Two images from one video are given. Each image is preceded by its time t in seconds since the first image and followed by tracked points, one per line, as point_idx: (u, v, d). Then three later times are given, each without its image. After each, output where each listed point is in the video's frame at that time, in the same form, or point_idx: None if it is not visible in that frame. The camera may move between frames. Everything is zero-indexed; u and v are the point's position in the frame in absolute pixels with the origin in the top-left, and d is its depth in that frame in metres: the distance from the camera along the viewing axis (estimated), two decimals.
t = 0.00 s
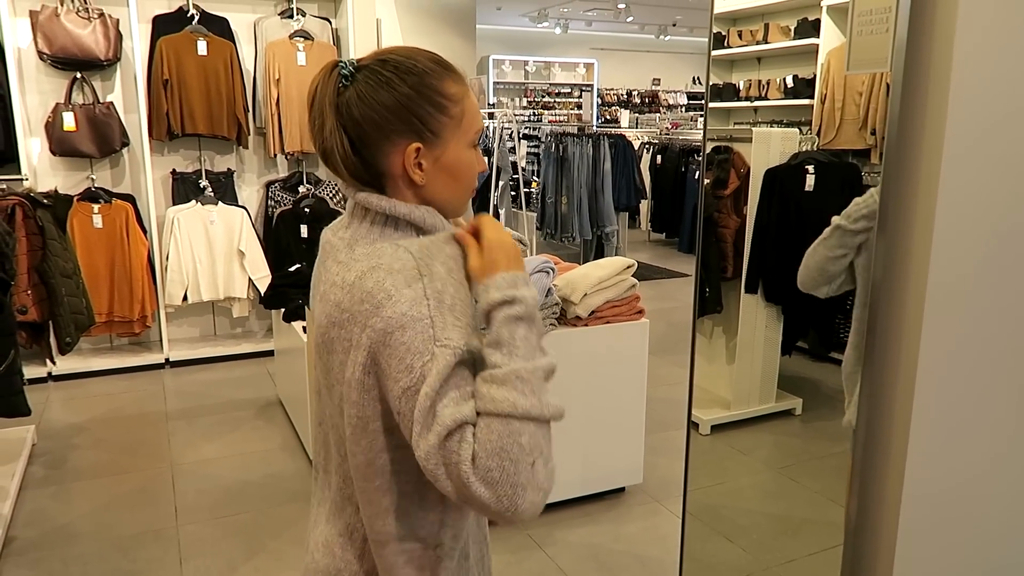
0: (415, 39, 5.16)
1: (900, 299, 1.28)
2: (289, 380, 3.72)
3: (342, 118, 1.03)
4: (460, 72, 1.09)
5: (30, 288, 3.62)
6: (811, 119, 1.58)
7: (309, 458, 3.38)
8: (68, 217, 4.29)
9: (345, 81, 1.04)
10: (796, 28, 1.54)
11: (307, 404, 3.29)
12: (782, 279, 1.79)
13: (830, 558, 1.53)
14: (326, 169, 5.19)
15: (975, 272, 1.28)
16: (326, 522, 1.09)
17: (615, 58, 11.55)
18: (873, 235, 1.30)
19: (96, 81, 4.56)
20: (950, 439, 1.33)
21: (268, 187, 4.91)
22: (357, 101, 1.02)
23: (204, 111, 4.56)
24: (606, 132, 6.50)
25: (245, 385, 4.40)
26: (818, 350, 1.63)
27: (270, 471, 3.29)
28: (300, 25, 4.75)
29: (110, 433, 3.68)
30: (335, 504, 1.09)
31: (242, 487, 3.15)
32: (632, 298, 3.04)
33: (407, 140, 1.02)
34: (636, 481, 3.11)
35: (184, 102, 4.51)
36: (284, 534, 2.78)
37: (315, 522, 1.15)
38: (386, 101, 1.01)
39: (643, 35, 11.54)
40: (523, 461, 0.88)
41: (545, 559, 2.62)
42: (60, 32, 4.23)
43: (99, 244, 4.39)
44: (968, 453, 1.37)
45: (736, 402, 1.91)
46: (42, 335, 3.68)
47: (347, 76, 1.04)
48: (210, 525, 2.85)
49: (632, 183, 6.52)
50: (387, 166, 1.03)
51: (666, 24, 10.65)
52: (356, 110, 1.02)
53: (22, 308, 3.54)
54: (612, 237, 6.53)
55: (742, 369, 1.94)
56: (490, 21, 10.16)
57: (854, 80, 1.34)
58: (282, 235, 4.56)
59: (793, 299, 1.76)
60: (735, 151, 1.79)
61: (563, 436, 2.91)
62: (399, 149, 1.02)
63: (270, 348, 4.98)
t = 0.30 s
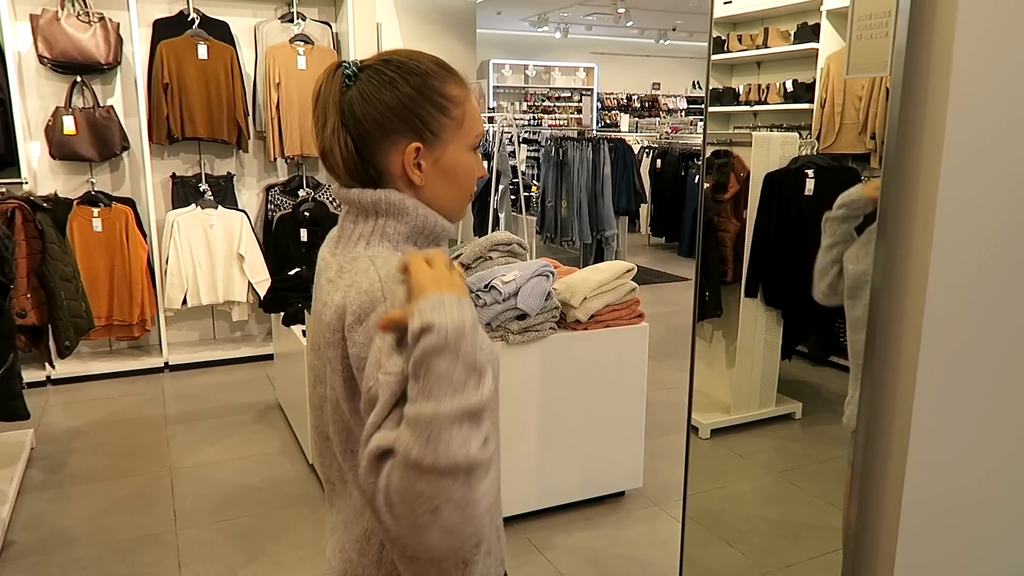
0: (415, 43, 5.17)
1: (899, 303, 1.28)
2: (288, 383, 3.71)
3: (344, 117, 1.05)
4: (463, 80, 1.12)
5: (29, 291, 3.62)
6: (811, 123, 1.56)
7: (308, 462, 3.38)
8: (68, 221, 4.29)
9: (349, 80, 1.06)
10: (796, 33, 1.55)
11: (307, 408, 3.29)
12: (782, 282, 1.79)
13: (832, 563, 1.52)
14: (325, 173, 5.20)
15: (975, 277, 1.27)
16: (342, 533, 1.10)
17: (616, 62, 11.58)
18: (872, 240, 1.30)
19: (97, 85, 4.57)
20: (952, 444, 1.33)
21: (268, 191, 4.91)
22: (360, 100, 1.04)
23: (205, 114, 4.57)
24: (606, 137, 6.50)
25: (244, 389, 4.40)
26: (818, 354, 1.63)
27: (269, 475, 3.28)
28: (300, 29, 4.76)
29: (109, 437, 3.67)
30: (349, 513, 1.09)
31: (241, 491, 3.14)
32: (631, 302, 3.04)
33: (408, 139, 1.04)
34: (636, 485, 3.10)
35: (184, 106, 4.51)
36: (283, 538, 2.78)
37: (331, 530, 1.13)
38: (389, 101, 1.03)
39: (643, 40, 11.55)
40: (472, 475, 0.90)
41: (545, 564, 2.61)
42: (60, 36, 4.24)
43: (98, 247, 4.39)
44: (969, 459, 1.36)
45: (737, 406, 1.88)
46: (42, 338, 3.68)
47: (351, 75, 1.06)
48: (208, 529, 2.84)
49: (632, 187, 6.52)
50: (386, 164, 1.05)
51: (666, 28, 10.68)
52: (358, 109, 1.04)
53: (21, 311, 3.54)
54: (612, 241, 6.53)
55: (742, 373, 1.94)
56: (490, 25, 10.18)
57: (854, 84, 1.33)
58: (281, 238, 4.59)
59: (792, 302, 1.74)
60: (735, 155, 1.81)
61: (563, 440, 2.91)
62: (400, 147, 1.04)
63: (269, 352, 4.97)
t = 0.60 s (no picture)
0: (414, 46, 5.17)
1: (899, 304, 1.29)
2: (287, 386, 3.71)
3: (347, 121, 1.06)
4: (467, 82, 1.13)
5: (28, 293, 3.62)
6: (812, 125, 1.54)
7: (306, 465, 3.37)
8: (66, 223, 4.29)
9: (352, 85, 1.07)
10: (795, 36, 1.54)
11: (305, 410, 3.29)
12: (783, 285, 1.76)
13: (831, 564, 1.52)
14: (324, 175, 5.19)
15: (975, 277, 1.27)
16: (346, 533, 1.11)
17: (615, 65, 11.61)
18: (873, 242, 1.31)
19: (96, 87, 4.57)
20: (951, 444, 1.33)
21: (266, 194, 4.91)
22: (363, 105, 1.05)
23: (204, 117, 4.56)
24: (605, 140, 6.50)
25: (243, 391, 4.39)
26: (817, 357, 1.63)
27: (267, 478, 3.28)
28: (300, 32, 4.77)
29: (108, 439, 3.67)
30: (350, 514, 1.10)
31: (239, 494, 3.14)
32: (631, 304, 3.05)
33: (410, 143, 1.04)
34: (634, 487, 3.10)
35: (183, 109, 4.51)
36: (282, 540, 2.77)
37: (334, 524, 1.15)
38: (392, 106, 1.04)
39: (642, 43, 11.57)
40: (432, 478, 0.88)
41: (543, 567, 2.61)
42: (59, 38, 4.24)
43: (97, 249, 4.39)
44: (969, 459, 1.36)
45: (736, 408, 1.91)
46: (40, 340, 3.67)
47: (354, 80, 1.07)
48: (206, 531, 2.84)
49: (631, 190, 6.52)
50: (390, 168, 1.05)
51: (664, 32, 10.69)
52: (361, 114, 1.05)
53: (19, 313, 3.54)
54: (610, 244, 6.53)
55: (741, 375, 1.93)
56: (489, 29, 10.19)
57: (851, 88, 1.34)
58: (279, 240, 4.62)
59: (790, 305, 1.72)
60: (735, 157, 1.81)
61: (562, 443, 2.91)
62: (403, 151, 1.05)
63: (267, 355, 4.97)
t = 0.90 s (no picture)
0: (414, 47, 5.17)
1: (898, 305, 1.29)
2: (286, 386, 3.71)
3: (349, 138, 1.10)
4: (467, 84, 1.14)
5: (27, 292, 3.62)
6: (811, 128, 1.55)
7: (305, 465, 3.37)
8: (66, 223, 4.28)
9: (351, 102, 1.12)
10: (795, 39, 1.56)
11: (303, 411, 3.28)
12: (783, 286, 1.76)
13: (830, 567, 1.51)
14: (324, 175, 5.19)
15: (976, 279, 1.27)
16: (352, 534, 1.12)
17: (615, 67, 11.62)
18: (873, 245, 1.31)
19: (96, 87, 4.57)
20: (951, 446, 1.33)
21: (266, 194, 4.91)
22: (362, 119, 1.09)
23: (204, 117, 4.56)
24: (605, 141, 6.50)
25: (242, 391, 4.39)
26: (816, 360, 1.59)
27: (266, 478, 3.27)
28: (300, 32, 4.77)
29: (106, 439, 3.66)
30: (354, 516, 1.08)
31: (238, 494, 3.13)
32: (631, 306, 3.04)
33: (409, 151, 1.07)
34: (633, 489, 3.10)
35: (184, 108, 4.51)
36: (281, 541, 2.77)
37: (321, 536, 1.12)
38: (387, 118, 1.07)
39: (642, 45, 11.58)
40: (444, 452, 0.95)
41: (542, 568, 2.60)
42: (60, 37, 4.24)
43: (97, 249, 4.38)
44: (969, 462, 1.36)
45: (735, 411, 1.86)
46: (39, 340, 3.67)
47: (353, 96, 1.12)
48: (205, 532, 2.83)
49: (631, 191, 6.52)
50: (394, 179, 1.09)
51: (665, 33, 10.70)
52: (361, 129, 1.09)
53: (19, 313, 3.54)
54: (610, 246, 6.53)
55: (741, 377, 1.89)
56: (490, 29, 10.18)
57: (852, 90, 1.35)
58: (279, 240, 4.60)
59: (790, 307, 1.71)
60: (735, 159, 1.80)
61: (561, 446, 2.91)
62: (403, 160, 1.08)
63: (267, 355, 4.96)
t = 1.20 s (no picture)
0: (414, 45, 5.18)
1: (897, 304, 1.29)
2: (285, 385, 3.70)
3: (350, 135, 1.18)
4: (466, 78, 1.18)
5: (26, 291, 3.62)
6: (811, 128, 1.56)
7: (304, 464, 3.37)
8: (65, 221, 4.28)
9: (352, 101, 1.19)
10: (794, 38, 1.55)
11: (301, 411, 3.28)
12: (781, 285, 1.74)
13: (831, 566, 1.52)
14: (323, 174, 5.19)
15: (976, 278, 1.27)
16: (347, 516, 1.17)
17: (614, 66, 11.63)
18: (873, 245, 1.32)
19: (94, 86, 4.56)
20: (951, 443, 1.33)
21: (266, 193, 4.85)
22: (359, 116, 1.16)
23: (203, 115, 4.56)
24: (605, 140, 6.50)
25: (241, 390, 4.39)
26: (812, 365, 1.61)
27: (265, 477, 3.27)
28: (300, 31, 4.76)
29: (105, 438, 3.66)
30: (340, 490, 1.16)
31: (237, 493, 3.13)
32: (631, 305, 3.05)
33: (400, 142, 1.13)
34: (633, 488, 3.10)
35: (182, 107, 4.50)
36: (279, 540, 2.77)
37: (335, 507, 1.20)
38: (381, 113, 1.14)
39: (641, 45, 11.59)
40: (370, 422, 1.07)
41: (541, 567, 2.61)
42: (59, 36, 4.23)
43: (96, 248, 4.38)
44: (968, 459, 1.36)
45: (733, 410, 1.81)
46: (38, 338, 3.66)
47: (353, 96, 1.19)
48: (204, 530, 2.83)
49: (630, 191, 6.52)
50: (389, 170, 1.15)
51: (665, 33, 10.69)
52: (358, 126, 1.16)
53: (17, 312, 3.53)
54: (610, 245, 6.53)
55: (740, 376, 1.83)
56: (489, 29, 10.17)
57: (851, 89, 1.35)
58: (278, 239, 4.76)
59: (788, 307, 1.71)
60: (734, 158, 1.79)
61: (561, 445, 2.91)
62: (396, 151, 1.13)
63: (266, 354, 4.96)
